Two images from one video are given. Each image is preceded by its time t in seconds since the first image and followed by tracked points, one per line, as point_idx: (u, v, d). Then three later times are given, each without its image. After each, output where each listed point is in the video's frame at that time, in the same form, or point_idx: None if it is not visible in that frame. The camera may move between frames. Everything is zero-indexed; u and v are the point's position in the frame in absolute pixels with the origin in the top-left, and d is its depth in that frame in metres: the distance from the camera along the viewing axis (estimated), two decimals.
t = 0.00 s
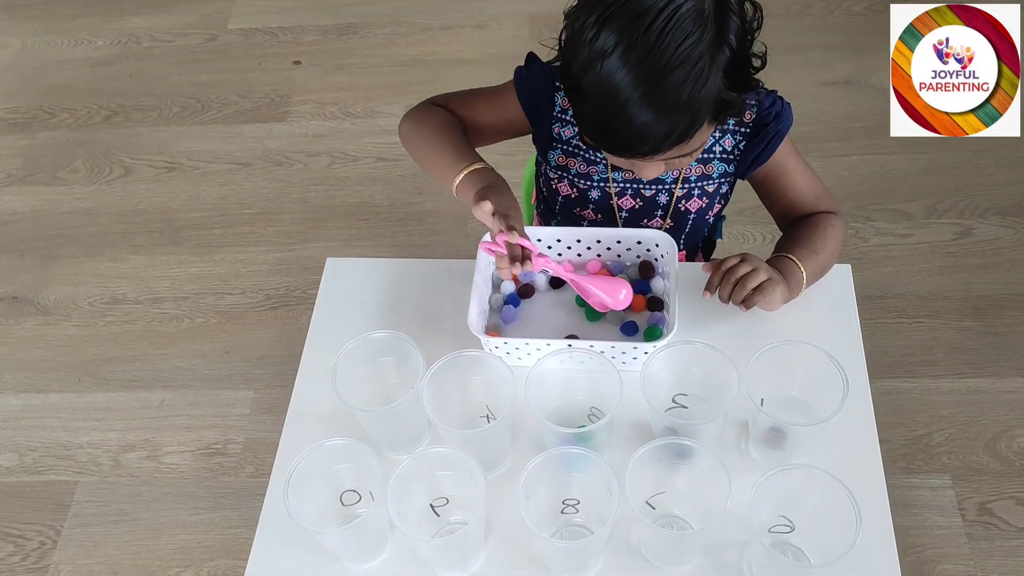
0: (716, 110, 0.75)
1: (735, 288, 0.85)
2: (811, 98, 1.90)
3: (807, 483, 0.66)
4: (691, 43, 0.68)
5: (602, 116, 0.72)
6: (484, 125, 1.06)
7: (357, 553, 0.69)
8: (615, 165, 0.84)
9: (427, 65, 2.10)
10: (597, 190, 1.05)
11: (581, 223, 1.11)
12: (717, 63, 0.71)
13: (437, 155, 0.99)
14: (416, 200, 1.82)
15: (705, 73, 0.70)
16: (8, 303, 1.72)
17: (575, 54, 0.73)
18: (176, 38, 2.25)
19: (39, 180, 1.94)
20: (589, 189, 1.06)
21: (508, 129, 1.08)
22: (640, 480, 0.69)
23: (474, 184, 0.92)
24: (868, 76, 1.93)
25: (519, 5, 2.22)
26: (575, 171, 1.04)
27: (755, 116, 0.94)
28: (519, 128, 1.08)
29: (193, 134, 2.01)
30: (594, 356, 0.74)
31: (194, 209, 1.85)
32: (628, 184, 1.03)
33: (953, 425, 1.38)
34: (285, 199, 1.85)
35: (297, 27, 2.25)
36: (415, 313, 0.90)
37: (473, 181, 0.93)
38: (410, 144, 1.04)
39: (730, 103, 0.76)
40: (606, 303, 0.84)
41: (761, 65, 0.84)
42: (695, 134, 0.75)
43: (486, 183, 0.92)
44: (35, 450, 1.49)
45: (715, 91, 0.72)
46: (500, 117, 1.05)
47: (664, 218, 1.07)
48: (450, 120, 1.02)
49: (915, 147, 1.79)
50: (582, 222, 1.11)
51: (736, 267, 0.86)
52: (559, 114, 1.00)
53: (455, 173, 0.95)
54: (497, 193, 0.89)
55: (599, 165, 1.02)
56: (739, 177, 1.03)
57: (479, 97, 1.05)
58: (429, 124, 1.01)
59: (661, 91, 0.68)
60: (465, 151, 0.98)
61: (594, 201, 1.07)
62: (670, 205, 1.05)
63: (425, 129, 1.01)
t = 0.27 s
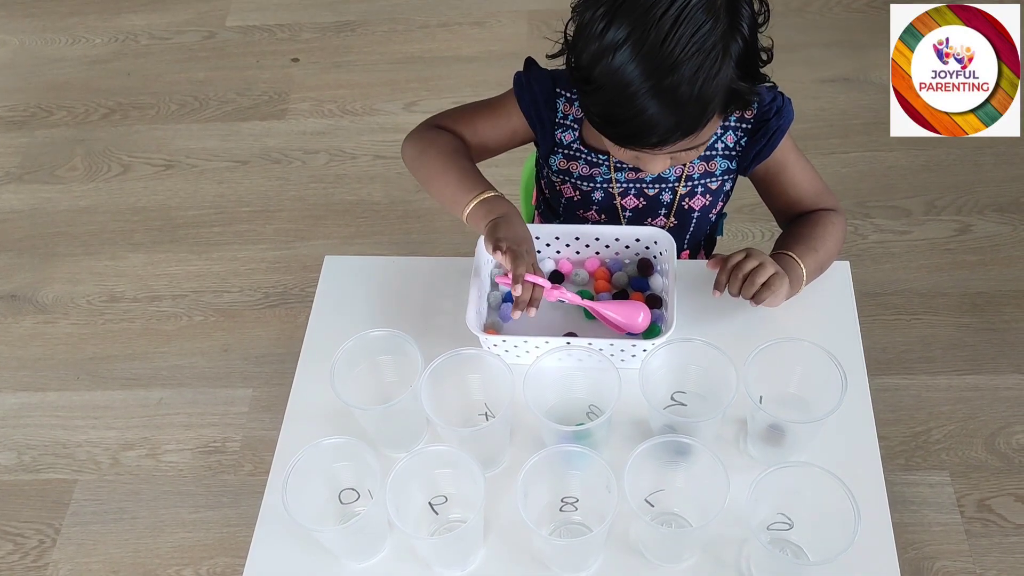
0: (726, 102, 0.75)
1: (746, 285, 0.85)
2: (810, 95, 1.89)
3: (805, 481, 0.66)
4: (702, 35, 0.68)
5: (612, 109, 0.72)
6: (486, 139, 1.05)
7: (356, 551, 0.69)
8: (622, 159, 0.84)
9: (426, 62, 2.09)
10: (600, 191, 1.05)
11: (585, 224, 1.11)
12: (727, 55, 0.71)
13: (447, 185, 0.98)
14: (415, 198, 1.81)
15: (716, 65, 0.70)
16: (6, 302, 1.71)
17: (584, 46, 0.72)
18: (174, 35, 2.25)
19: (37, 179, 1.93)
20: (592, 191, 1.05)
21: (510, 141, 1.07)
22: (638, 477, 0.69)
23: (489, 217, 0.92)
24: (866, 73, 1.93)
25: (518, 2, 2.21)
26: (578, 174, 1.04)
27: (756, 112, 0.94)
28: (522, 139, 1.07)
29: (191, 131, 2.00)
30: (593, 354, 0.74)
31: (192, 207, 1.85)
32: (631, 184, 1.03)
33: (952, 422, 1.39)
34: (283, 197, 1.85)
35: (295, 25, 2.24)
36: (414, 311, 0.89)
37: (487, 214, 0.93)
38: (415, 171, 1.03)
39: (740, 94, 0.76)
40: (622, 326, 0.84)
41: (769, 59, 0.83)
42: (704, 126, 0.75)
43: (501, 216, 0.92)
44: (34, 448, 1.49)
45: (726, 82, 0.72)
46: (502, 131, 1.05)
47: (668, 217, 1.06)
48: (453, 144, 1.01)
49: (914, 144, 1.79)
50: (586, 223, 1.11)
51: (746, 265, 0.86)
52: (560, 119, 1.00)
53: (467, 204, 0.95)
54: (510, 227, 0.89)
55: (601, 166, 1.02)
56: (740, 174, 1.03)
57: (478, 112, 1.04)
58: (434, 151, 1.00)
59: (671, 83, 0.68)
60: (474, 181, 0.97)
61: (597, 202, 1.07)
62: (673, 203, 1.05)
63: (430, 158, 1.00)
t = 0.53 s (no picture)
0: (732, 101, 0.75)
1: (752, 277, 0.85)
2: (808, 93, 1.89)
3: (805, 480, 0.66)
4: (711, 34, 0.68)
5: (618, 107, 0.72)
6: (485, 136, 1.05)
7: (355, 550, 0.69)
8: (624, 160, 0.84)
9: (424, 61, 2.09)
10: (600, 190, 1.05)
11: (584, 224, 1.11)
12: (735, 54, 0.71)
13: (446, 179, 0.97)
14: (413, 196, 1.81)
15: (723, 65, 0.70)
16: (5, 301, 1.71)
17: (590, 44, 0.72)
18: (172, 34, 2.24)
19: (35, 178, 1.93)
20: (591, 190, 1.05)
21: (509, 137, 1.06)
22: (637, 477, 0.69)
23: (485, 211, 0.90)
24: (865, 71, 1.93)
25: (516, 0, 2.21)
26: (577, 173, 1.04)
27: (756, 111, 0.94)
28: (522, 135, 1.07)
29: (189, 131, 2.00)
30: (592, 353, 0.74)
31: (191, 206, 1.85)
32: (631, 183, 1.03)
33: (951, 420, 1.39)
34: (281, 196, 1.85)
35: (293, 24, 2.24)
36: (413, 311, 0.89)
37: (484, 208, 0.91)
38: (414, 166, 1.01)
39: (745, 93, 0.76)
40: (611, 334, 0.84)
41: (774, 60, 0.83)
42: (709, 126, 0.75)
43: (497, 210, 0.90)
44: (33, 448, 1.49)
45: (733, 82, 0.72)
46: (501, 127, 1.04)
47: (668, 217, 1.06)
48: (453, 140, 1.00)
49: (913, 142, 1.79)
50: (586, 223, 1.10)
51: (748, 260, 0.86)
52: (560, 117, 1.00)
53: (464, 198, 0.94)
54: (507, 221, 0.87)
55: (601, 165, 1.02)
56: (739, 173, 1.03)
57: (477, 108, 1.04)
58: (434, 145, 0.99)
59: (680, 82, 0.68)
60: (473, 176, 0.96)
61: (596, 201, 1.06)
62: (673, 203, 1.04)
63: (429, 152, 0.99)
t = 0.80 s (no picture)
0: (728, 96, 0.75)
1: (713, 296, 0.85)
2: (806, 93, 1.90)
3: (801, 479, 0.66)
4: (705, 28, 0.68)
5: (614, 103, 0.72)
6: (485, 137, 1.04)
7: (354, 550, 0.69)
8: (623, 158, 0.84)
9: (423, 62, 2.09)
10: (596, 192, 1.05)
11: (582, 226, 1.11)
12: (730, 47, 0.71)
13: (447, 180, 0.96)
14: (413, 197, 1.82)
15: (718, 59, 0.70)
16: (5, 303, 1.71)
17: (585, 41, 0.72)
18: (171, 36, 2.25)
19: (35, 180, 1.93)
20: (588, 192, 1.06)
21: (509, 138, 1.06)
22: (634, 477, 0.70)
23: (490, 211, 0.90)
24: (862, 72, 1.93)
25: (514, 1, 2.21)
26: (574, 175, 1.04)
27: (752, 113, 0.95)
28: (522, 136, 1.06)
29: (189, 132, 2.00)
30: (590, 354, 0.74)
31: (190, 207, 1.85)
32: (627, 185, 1.03)
33: (949, 420, 1.39)
34: (281, 197, 1.85)
35: (292, 25, 2.24)
36: (412, 312, 0.90)
37: (490, 208, 0.90)
38: (414, 169, 1.01)
39: (742, 87, 0.76)
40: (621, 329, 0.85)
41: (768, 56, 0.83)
42: (705, 122, 0.75)
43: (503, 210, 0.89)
44: (33, 450, 1.49)
45: (729, 75, 0.72)
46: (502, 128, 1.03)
47: (664, 218, 1.07)
48: (452, 140, 1.00)
49: (911, 142, 1.80)
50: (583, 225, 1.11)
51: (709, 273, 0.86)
52: (558, 119, 1.00)
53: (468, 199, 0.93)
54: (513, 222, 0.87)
55: (598, 167, 1.03)
56: (736, 175, 1.03)
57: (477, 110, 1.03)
58: (433, 148, 0.99)
59: (674, 76, 0.69)
60: (475, 175, 0.95)
61: (593, 203, 1.07)
62: (669, 205, 1.05)
63: (429, 155, 0.98)
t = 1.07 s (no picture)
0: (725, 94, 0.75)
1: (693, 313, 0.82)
2: (806, 91, 1.90)
3: (801, 478, 0.66)
4: (699, 27, 0.68)
5: (610, 103, 0.72)
6: (485, 146, 1.04)
7: (354, 549, 0.69)
8: (621, 160, 0.84)
9: (422, 61, 2.09)
10: (594, 192, 1.05)
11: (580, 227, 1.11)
12: (725, 45, 0.71)
13: (450, 191, 0.95)
14: (412, 197, 1.81)
15: (713, 57, 0.70)
16: (4, 303, 1.71)
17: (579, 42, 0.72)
18: (170, 36, 2.25)
19: (34, 180, 1.93)
20: (585, 193, 1.06)
21: (508, 144, 1.06)
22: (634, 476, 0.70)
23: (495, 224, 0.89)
24: (862, 70, 1.93)
25: None
26: (571, 175, 1.04)
27: (747, 111, 0.95)
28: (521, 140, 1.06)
29: (188, 132, 2.00)
30: (589, 353, 0.74)
31: (190, 207, 1.85)
32: (624, 184, 1.03)
33: (949, 418, 1.39)
34: (280, 197, 1.85)
35: (292, 24, 2.24)
36: (411, 311, 0.90)
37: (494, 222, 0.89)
38: (414, 180, 1.00)
39: (739, 85, 0.76)
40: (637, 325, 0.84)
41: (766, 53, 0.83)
42: (701, 121, 0.75)
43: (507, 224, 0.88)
44: (33, 450, 1.49)
45: (724, 73, 0.72)
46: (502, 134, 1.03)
47: (662, 217, 1.07)
48: (453, 151, 0.99)
49: (910, 140, 1.79)
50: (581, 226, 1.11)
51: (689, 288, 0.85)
52: (556, 120, 1.00)
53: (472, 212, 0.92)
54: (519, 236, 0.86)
55: (595, 167, 1.03)
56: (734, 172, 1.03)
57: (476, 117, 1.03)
58: (435, 160, 0.98)
59: (670, 75, 0.68)
60: (476, 187, 0.95)
61: (591, 204, 1.07)
62: (667, 203, 1.05)
63: (432, 168, 0.97)
